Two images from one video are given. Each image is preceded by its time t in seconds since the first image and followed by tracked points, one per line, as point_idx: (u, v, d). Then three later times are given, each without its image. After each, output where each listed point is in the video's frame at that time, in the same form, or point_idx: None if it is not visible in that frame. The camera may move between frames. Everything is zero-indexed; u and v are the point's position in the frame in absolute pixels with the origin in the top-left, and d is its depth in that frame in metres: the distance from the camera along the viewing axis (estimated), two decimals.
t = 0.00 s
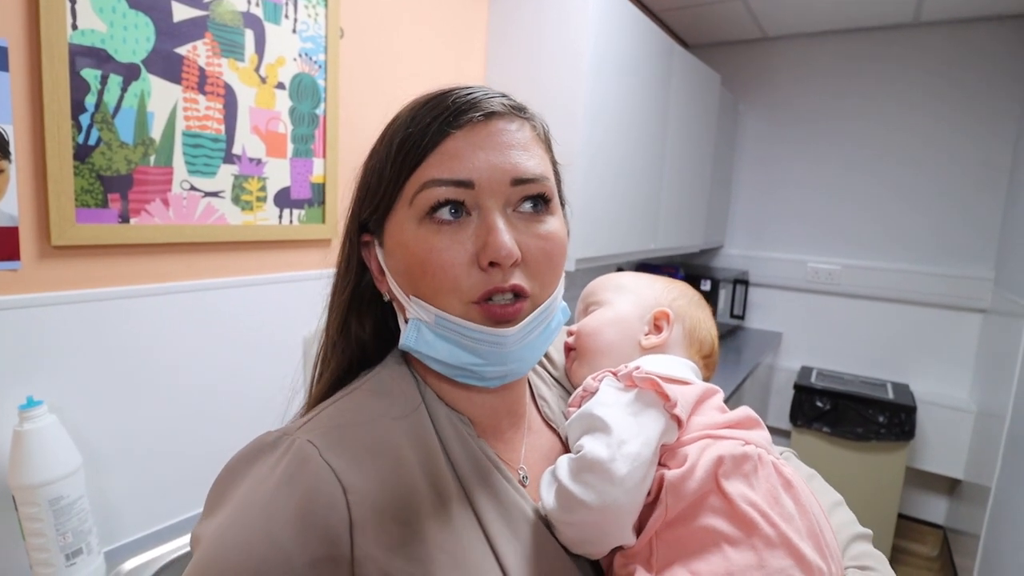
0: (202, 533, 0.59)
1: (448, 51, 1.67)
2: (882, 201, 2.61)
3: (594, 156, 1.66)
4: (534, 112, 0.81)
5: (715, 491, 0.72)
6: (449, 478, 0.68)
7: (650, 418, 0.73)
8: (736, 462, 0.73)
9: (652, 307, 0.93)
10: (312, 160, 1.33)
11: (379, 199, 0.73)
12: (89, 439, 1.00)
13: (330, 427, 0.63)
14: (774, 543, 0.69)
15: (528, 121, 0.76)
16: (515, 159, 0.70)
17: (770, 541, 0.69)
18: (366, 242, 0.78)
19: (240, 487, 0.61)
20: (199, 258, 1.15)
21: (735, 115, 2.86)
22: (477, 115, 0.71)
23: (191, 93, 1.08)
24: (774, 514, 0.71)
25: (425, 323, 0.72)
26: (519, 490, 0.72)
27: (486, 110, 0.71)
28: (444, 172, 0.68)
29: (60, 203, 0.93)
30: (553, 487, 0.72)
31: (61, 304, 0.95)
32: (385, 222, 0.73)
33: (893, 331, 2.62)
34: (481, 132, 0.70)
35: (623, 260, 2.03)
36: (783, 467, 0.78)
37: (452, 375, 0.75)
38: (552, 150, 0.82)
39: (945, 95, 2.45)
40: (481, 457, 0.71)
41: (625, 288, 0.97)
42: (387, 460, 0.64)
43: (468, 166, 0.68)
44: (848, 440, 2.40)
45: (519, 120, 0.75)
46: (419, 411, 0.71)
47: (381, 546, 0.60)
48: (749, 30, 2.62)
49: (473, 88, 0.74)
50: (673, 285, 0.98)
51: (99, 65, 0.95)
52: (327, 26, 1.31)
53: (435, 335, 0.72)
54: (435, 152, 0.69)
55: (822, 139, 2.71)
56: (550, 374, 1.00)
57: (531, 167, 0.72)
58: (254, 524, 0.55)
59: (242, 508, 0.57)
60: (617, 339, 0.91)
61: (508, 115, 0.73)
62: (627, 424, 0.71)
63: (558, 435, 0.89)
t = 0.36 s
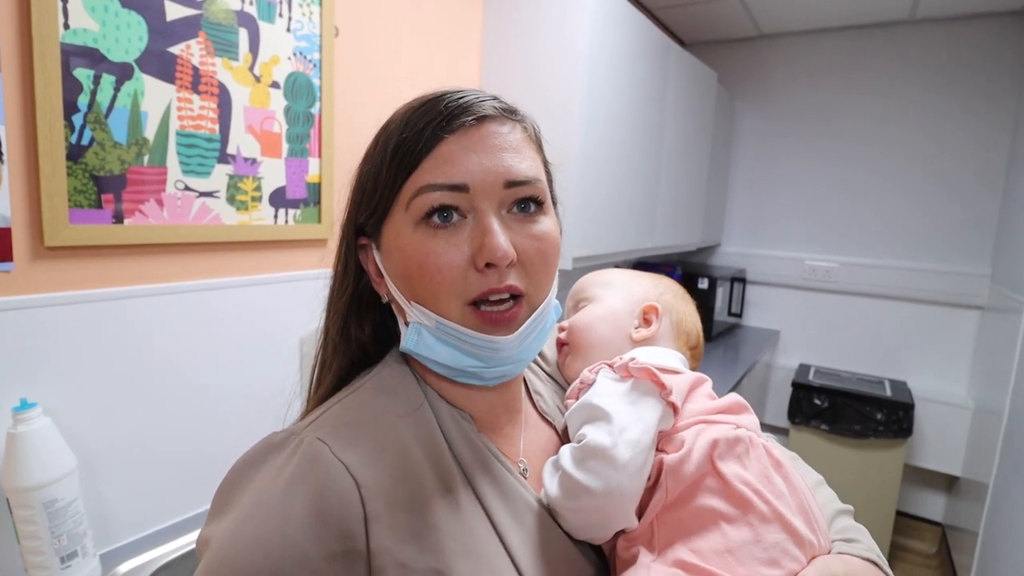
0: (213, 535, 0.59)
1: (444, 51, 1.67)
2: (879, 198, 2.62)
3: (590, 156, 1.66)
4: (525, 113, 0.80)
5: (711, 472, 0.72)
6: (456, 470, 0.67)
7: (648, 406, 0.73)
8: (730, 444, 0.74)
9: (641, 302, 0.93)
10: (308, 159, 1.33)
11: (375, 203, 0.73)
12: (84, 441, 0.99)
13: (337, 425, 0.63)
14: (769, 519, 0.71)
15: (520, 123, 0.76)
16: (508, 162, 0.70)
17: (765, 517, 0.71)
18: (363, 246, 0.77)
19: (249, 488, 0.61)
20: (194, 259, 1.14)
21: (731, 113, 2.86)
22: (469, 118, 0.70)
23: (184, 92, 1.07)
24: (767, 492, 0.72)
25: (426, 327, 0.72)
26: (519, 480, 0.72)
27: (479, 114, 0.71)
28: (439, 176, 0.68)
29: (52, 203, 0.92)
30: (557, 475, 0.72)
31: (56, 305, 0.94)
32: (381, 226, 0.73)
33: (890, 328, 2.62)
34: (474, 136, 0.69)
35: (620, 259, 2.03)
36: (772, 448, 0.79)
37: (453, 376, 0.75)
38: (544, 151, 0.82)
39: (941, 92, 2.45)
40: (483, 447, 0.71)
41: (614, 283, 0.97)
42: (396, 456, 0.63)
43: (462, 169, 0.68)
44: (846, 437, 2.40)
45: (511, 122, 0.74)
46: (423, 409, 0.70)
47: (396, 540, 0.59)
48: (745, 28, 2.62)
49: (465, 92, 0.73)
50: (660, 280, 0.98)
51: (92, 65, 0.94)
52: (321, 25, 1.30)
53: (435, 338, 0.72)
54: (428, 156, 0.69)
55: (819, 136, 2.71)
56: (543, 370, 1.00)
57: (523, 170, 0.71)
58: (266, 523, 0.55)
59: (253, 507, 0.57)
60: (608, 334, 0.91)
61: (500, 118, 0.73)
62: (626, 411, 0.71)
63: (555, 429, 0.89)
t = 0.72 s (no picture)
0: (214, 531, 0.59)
1: (441, 47, 1.67)
2: (877, 196, 2.62)
3: (588, 154, 1.66)
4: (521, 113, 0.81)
5: (707, 459, 0.73)
6: (455, 459, 0.68)
7: (644, 395, 0.73)
8: (725, 432, 0.74)
9: (637, 296, 0.93)
10: (306, 156, 1.32)
11: (373, 200, 0.73)
12: (82, 438, 0.99)
13: (337, 417, 0.63)
14: (764, 504, 0.71)
15: (515, 121, 0.76)
16: (504, 158, 0.70)
17: (760, 503, 0.71)
18: (361, 243, 0.77)
19: (250, 482, 0.61)
20: (192, 256, 1.14)
21: (729, 111, 2.86)
22: (465, 116, 0.70)
23: (181, 89, 1.07)
24: (762, 478, 0.73)
25: (424, 320, 0.72)
26: (518, 471, 0.72)
27: (475, 112, 0.71)
28: (437, 173, 0.68)
29: (50, 200, 0.92)
30: (554, 465, 0.72)
31: (55, 302, 0.94)
32: (380, 223, 0.73)
33: (888, 326, 2.63)
34: (470, 134, 0.70)
35: (618, 256, 2.03)
36: (767, 437, 0.80)
37: (451, 369, 0.75)
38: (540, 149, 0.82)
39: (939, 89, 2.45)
40: (480, 438, 0.71)
41: (609, 278, 0.97)
42: (396, 446, 0.64)
43: (459, 165, 0.68)
44: (844, 434, 2.41)
45: (507, 120, 0.74)
46: (422, 401, 0.70)
47: (398, 528, 0.59)
48: (743, 25, 2.62)
49: (461, 90, 0.74)
50: (654, 275, 0.99)
51: (89, 62, 0.94)
52: (319, 22, 1.30)
53: (433, 331, 0.72)
54: (427, 153, 0.69)
55: (817, 133, 2.71)
56: (541, 365, 1.00)
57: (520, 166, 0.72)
58: (268, 513, 0.54)
59: (254, 499, 0.56)
60: (605, 327, 0.91)
61: (496, 116, 0.73)
62: (621, 400, 0.72)
63: (553, 423, 0.89)
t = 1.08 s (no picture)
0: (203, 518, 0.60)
1: (441, 45, 1.67)
2: (877, 195, 2.62)
3: (588, 151, 1.66)
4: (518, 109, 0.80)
5: (704, 468, 0.72)
6: (444, 462, 0.67)
7: (640, 401, 0.73)
8: (723, 440, 0.74)
9: (639, 297, 0.93)
10: (305, 156, 1.33)
11: (367, 199, 0.73)
12: (81, 437, 0.99)
13: (327, 412, 0.64)
14: (761, 516, 0.71)
15: (511, 119, 0.76)
16: (498, 157, 0.70)
17: (757, 514, 0.71)
18: (357, 241, 0.78)
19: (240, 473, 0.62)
20: (193, 255, 1.14)
21: (729, 110, 2.86)
22: (459, 115, 0.70)
23: (181, 88, 1.07)
24: (761, 490, 0.73)
25: (417, 319, 0.72)
26: (512, 474, 0.72)
27: (469, 110, 0.71)
28: (429, 172, 0.68)
29: (50, 199, 0.92)
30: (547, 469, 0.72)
31: (54, 301, 0.95)
32: (374, 221, 0.73)
33: (888, 325, 2.63)
34: (464, 132, 0.70)
35: (618, 254, 2.03)
36: (767, 445, 0.79)
37: (445, 369, 0.75)
38: (537, 146, 0.82)
39: (939, 88, 2.45)
40: (474, 442, 0.71)
41: (610, 280, 0.97)
42: (384, 444, 0.64)
43: (452, 165, 0.68)
44: (844, 433, 2.41)
45: (502, 118, 0.74)
46: (414, 401, 0.70)
47: (380, 524, 0.59)
48: (743, 24, 2.62)
49: (457, 88, 0.73)
50: (657, 277, 0.98)
51: (89, 62, 0.94)
52: (318, 21, 1.30)
53: (426, 330, 0.72)
54: (420, 151, 0.69)
55: (817, 133, 2.71)
56: (541, 366, 1.00)
57: (513, 166, 0.71)
58: (252, 501, 0.56)
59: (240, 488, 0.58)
60: (605, 328, 0.91)
61: (491, 113, 0.73)
62: (616, 405, 0.72)
63: (550, 425, 0.89)
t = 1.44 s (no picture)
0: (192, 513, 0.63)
1: (441, 44, 1.67)
2: (875, 193, 2.62)
3: (588, 149, 1.66)
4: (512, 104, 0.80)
5: (693, 484, 0.72)
6: (423, 466, 0.67)
7: (629, 409, 0.73)
8: (717, 455, 0.73)
9: (642, 302, 0.93)
10: (303, 155, 1.32)
11: (359, 193, 0.73)
12: (80, 436, 0.99)
13: (306, 412, 0.65)
14: (752, 538, 0.69)
15: (505, 113, 0.75)
16: (490, 151, 0.70)
17: (747, 535, 0.69)
18: (350, 237, 0.78)
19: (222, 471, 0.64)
20: (191, 254, 1.14)
21: (728, 109, 2.86)
22: (452, 108, 0.70)
23: (179, 87, 1.07)
24: (753, 509, 0.71)
25: (405, 316, 0.73)
26: (498, 480, 0.72)
27: (462, 104, 0.71)
28: (420, 166, 0.68)
29: (47, 198, 0.92)
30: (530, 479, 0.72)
31: (52, 301, 0.95)
32: (366, 216, 0.73)
33: (886, 324, 2.63)
34: (457, 125, 0.69)
35: (617, 254, 2.03)
36: (767, 462, 0.78)
37: (434, 368, 0.75)
38: (531, 143, 0.82)
39: (938, 87, 2.45)
40: (460, 447, 0.71)
41: (615, 284, 0.98)
42: (361, 444, 0.64)
43: (443, 159, 0.68)
44: (842, 432, 2.41)
45: (496, 112, 0.74)
46: (398, 400, 0.71)
47: (348, 527, 0.60)
48: (742, 23, 2.62)
49: (450, 82, 0.73)
50: (664, 282, 0.98)
51: (86, 61, 0.94)
52: (316, 20, 1.30)
53: (415, 328, 0.73)
54: (412, 144, 0.69)
55: (816, 132, 2.71)
56: (539, 370, 1.01)
57: (506, 160, 0.71)
58: (226, 501, 0.57)
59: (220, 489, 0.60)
60: (606, 332, 0.92)
61: (484, 107, 0.73)
62: (603, 413, 0.72)
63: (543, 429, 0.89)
